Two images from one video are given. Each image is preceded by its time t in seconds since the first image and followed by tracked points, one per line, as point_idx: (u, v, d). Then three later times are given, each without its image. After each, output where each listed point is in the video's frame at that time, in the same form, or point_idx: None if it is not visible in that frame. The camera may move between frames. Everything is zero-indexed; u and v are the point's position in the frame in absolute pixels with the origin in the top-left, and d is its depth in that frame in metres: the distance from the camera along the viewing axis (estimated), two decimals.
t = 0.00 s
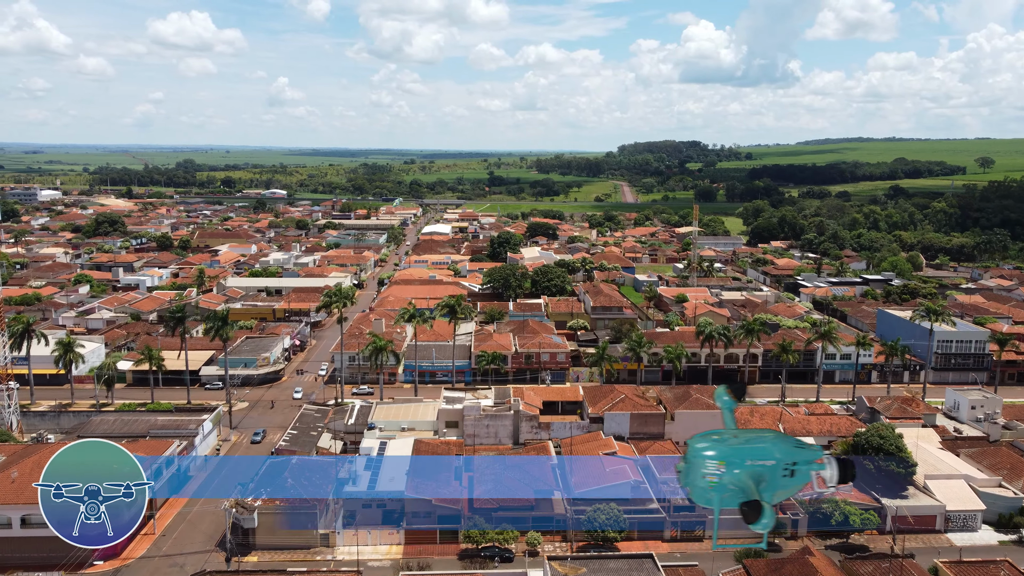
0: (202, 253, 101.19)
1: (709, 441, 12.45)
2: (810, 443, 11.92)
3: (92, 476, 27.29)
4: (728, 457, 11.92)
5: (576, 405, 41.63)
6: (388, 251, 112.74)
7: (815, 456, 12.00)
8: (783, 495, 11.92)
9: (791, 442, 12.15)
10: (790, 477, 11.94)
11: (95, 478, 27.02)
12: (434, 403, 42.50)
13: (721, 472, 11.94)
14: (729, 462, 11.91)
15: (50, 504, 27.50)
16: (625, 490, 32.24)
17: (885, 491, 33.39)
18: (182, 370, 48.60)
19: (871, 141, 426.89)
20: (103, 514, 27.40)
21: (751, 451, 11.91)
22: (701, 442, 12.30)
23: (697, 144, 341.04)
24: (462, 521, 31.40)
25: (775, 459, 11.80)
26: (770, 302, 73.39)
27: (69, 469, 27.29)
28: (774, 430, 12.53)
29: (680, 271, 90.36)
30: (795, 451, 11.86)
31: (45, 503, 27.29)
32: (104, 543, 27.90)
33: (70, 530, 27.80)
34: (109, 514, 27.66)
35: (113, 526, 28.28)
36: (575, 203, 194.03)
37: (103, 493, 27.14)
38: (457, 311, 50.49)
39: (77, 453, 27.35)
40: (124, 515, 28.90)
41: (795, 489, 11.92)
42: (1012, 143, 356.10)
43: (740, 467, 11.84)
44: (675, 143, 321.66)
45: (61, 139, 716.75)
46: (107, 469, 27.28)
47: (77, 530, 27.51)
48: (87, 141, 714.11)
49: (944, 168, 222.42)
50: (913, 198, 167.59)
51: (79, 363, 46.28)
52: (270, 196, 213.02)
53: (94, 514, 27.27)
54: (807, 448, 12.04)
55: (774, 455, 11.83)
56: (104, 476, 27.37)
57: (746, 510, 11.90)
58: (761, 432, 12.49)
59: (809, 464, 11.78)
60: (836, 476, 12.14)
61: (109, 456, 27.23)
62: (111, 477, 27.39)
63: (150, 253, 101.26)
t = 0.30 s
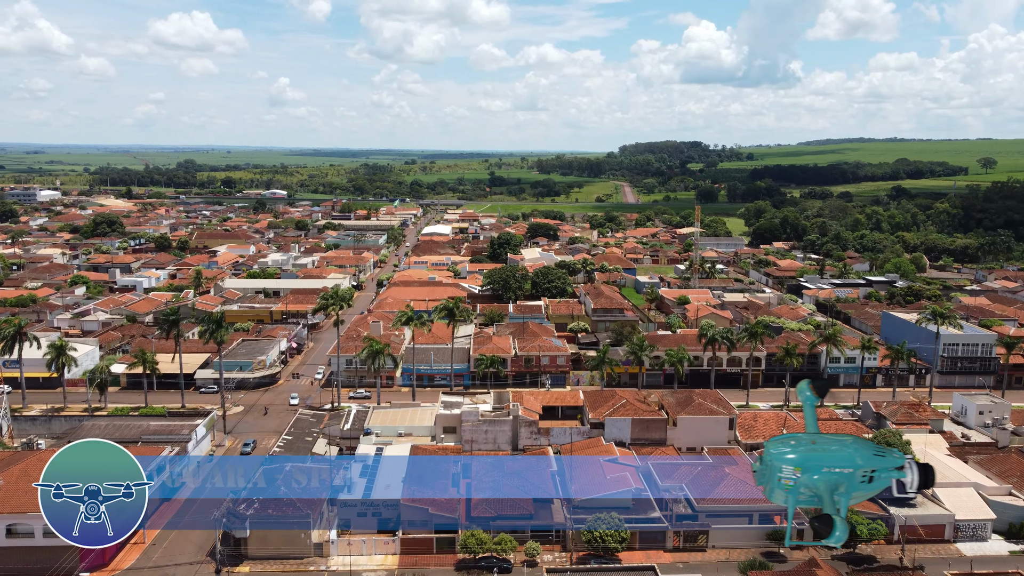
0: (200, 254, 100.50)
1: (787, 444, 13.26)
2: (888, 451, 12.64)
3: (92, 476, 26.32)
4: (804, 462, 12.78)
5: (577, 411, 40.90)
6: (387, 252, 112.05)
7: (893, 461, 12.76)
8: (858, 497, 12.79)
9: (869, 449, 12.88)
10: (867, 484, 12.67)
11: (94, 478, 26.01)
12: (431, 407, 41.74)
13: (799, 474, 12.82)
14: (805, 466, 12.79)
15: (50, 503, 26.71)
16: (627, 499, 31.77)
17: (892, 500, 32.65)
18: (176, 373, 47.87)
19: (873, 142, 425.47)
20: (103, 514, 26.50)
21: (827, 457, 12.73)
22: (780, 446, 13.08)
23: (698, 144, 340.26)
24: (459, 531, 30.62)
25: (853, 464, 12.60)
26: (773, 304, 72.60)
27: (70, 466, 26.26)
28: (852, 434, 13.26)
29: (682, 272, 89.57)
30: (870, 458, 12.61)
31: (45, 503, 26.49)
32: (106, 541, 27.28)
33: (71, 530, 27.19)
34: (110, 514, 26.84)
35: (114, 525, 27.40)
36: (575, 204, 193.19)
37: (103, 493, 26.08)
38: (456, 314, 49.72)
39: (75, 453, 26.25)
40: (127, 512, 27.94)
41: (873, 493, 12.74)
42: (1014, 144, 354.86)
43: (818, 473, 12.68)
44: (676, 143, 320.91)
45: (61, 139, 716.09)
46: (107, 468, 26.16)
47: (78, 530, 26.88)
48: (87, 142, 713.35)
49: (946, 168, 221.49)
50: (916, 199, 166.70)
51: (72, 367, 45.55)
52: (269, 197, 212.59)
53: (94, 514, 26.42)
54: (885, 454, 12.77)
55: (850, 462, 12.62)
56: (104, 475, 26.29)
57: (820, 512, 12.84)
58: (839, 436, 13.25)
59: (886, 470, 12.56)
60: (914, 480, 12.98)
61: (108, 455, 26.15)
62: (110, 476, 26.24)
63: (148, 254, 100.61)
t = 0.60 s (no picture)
0: (199, 255, 99.94)
1: (840, 446, 15.41)
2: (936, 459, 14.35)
3: (93, 475, 25.70)
4: (853, 464, 14.86)
5: (577, 416, 40.23)
6: (387, 253, 111.42)
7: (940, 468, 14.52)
8: (905, 498, 14.66)
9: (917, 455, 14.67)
10: (910, 487, 14.50)
11: (93, 478, 25.37)
12: (430, 412, 41.07)
13: (848, 474, 14.93)
14: (853, 466, 14.87)
15: (50, 503, 26.10)
16: (629, 507, 31.16)
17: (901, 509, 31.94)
18: (170, 377, 47.17)
19: (875, 142, 424.29)
20: (103, 514, 25.71)
21: (875, 461, 14.69)
22: (832, 449, 15.28)
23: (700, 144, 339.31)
24: (457, 540, 29.89)
25: (900, 469, 14.48)
26: (776, 306, 71.92)
27: (71, 466, 25.55)
28: (905, 441, 15.07)
29: (683, 274, 88.91)
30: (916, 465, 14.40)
31: (46, 503, 26.01)
32: (107, 541, 26.32)
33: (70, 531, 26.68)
34: (111, 514, 25.85)
35: (114, 525, 26.20)
36: (576, 204, 192.50)
37: (103, 494, 25.39)
38: (455, 317, 48.99)
39: (74, 452, 25.55)
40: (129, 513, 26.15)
41: (920, 494, 14.58)
42: (1017, 144, 353.40)
43: (865, 475, 14.73)
44: (677, 144, 320.31)
45: (63, 139, 717.74)
46: (107, 467, 25.46)
47: (79, 530, 26.39)
48: (89, 142, 714.81)
49: (949, 168, 220.47)
50: (919, 199, 165.93)
51: (65, 370, 44.86)
52: (269, 197, 212.07)
53: (94, 514, 25.76)
54: (933, 461, 14.47)
55: (897, 468, 14.49)
56: (104, 475, 25.58)
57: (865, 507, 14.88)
58: (890, 440, 15.16)
59: (932, 477, 14.35)
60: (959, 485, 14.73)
61: (108, 454, 25.46)
62: (111, 476, 25.51)
63: (146, 255, 99.94)
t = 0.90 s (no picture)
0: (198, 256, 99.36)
1: (872, 446, 18.96)
2: (962, 464, 17.84)
3: (93, 475, 25.85)
4: (884, 464, 18.50)
5: (579, 421, 39.53)
6: (387, 254, 110.67)
7: (967, 473, 17.95)
8: (934, 495, 18.24)
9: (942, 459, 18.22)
10: (937, 487, 18.06)
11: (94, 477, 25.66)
12: (428, 417, 40.33)
13: (880, 465, 18.66)
14: (887, 461, 18.55)
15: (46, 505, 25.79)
16: (631, 516, 30.48)
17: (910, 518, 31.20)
18: (166, 380, 46.60)
19: (879, 143, 422.17)
20: (103, 514, 25.76)
21: (906, 459, 18.31)
22: (864, 449, 18.93)
23: (702, 143, 337.98)
24: (455, 550, 29.16)
25: (926, 469, 18.10)
26: (780, 308, 71.13)
27: (70, 466, 25.63)
28: (936, 444, 18.47)
29: (686, 275, 88.10)
30: (941, 468, 17.95)
31: (45, 504, 25.60)
32: (107, 541, 26.03)
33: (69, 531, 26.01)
34: (111, 513, 25.84)
35: (115, 524, 26.06)
36: (578, 205, 191.61)
37: (104, 493, 25.60)
38: (455, 320, 48.18)
39: (74, 452, 25.79)
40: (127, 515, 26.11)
41: (946, 493, 18.12)
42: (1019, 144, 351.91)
43: (895, 473, 18.36)
44: (679, 144, 319.27)
45: (65, 139, 717.04)
46: (107, 466, 25.72)
47: (79, 529, 25.80)
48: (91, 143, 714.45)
49: (953, 169, 219.31)
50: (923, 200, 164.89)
51: (59, 373, 44.24)
52: (270, 198, 211.26)
53: (94, 514, 25.71)
54: (958, 466, 17.98)
55: (923, 471, 18.06)
56: (104, 475, 25.80)
57: (886, 498, 18.57)
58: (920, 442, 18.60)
59: (957, 479, 17.87)
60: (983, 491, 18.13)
61: (109, 453, 25.75)
62: (111, 476, 25.76)
63: (145, 256, 99.29)
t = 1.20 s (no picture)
0: (198, 256, 98.72)
1: (889, 437, 18.74)
2: (971, 464, 17.77)
3: (93, 475, 25.86)
4: (899, 457, 18.34)
5: (581, 427, 38.92)
6: (388, 255, 110.02)
7: (974, 475, 17.90)
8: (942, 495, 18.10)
9: (952, 457, 18.14)
10: (946, 487, 17.93)
11: (94, 477, 25.71)
12: (427, 422, 39.69)
13: (891, 456, 18.54)
14: (898, 452, 18.41)
15: (45, 505, 25.70)
16: (634, 524, 29.77)
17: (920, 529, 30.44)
18: (162, 384, 45.98)
19: (883, 142, 420.30)
20: (103, 514, 25.56)
21: (919, 453, 18.18)
22: (883, 438, 18.72)
23: (705, 144, 336.94)
24: (452, 560, 28.41)
25: (935, 465, 18.01)
26: (784, 310, 70.30)
27: (71, 465, 25.73)
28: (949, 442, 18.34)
29: (689, 276, 87.29)
30: (949, 466, 17.86)
31: (45, 503, 25.56)
32: (107, 541, 25.72)
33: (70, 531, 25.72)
34: (111, 513, 25.72)
35: (115, 525, 25.87)
36: (581, 205, 190.74)
37: (104, 493, 25.64)
38: (454, 322, 47.45)
39: (74, 452, 25.86)
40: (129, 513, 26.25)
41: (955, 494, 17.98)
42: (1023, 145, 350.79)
43: (908, 468, 18.22)
44: (682, 145, 318.36)
45: (69, 140, 720.43)
46: (106, 466, 25.86)
47: (79, 530, 25.44)
48: (95, 143, 716.66)
49: (957, 169, 218.06)
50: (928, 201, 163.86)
51: (53, 376, 43.60)
52: (272, 198, 210.60)
53: (94, 514, 25.47)
54: (966, 466, 17.92)
55: (935, 467, 17.96)
56: (104, 475, 25.90)
57: (893, 492, 18.45)
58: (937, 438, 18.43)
59: (964, 478, 17.81)
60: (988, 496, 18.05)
61: (108, 453, 25.90)
62: (111, 476, 25.89)
63: (145, 257, 98.74)
